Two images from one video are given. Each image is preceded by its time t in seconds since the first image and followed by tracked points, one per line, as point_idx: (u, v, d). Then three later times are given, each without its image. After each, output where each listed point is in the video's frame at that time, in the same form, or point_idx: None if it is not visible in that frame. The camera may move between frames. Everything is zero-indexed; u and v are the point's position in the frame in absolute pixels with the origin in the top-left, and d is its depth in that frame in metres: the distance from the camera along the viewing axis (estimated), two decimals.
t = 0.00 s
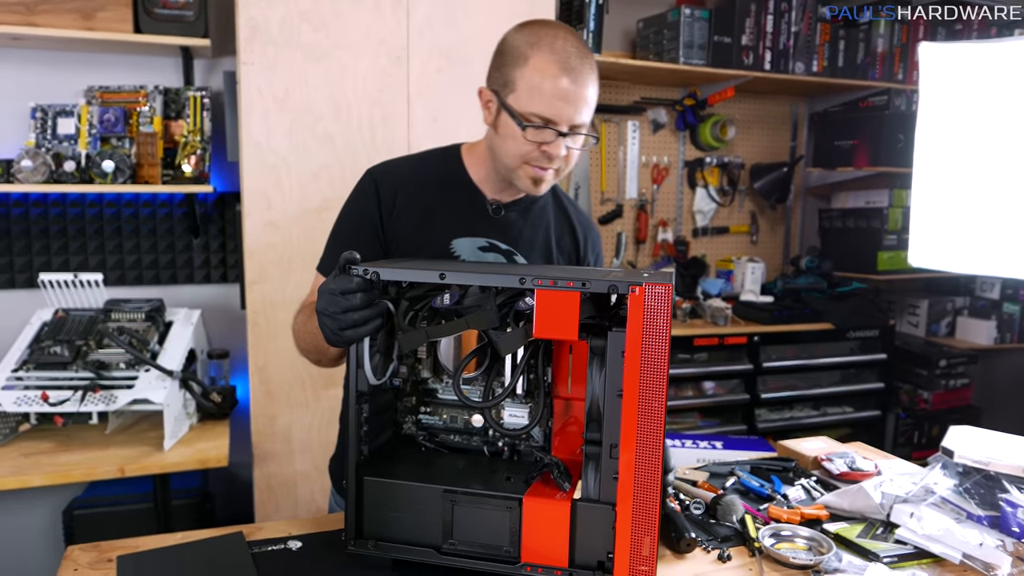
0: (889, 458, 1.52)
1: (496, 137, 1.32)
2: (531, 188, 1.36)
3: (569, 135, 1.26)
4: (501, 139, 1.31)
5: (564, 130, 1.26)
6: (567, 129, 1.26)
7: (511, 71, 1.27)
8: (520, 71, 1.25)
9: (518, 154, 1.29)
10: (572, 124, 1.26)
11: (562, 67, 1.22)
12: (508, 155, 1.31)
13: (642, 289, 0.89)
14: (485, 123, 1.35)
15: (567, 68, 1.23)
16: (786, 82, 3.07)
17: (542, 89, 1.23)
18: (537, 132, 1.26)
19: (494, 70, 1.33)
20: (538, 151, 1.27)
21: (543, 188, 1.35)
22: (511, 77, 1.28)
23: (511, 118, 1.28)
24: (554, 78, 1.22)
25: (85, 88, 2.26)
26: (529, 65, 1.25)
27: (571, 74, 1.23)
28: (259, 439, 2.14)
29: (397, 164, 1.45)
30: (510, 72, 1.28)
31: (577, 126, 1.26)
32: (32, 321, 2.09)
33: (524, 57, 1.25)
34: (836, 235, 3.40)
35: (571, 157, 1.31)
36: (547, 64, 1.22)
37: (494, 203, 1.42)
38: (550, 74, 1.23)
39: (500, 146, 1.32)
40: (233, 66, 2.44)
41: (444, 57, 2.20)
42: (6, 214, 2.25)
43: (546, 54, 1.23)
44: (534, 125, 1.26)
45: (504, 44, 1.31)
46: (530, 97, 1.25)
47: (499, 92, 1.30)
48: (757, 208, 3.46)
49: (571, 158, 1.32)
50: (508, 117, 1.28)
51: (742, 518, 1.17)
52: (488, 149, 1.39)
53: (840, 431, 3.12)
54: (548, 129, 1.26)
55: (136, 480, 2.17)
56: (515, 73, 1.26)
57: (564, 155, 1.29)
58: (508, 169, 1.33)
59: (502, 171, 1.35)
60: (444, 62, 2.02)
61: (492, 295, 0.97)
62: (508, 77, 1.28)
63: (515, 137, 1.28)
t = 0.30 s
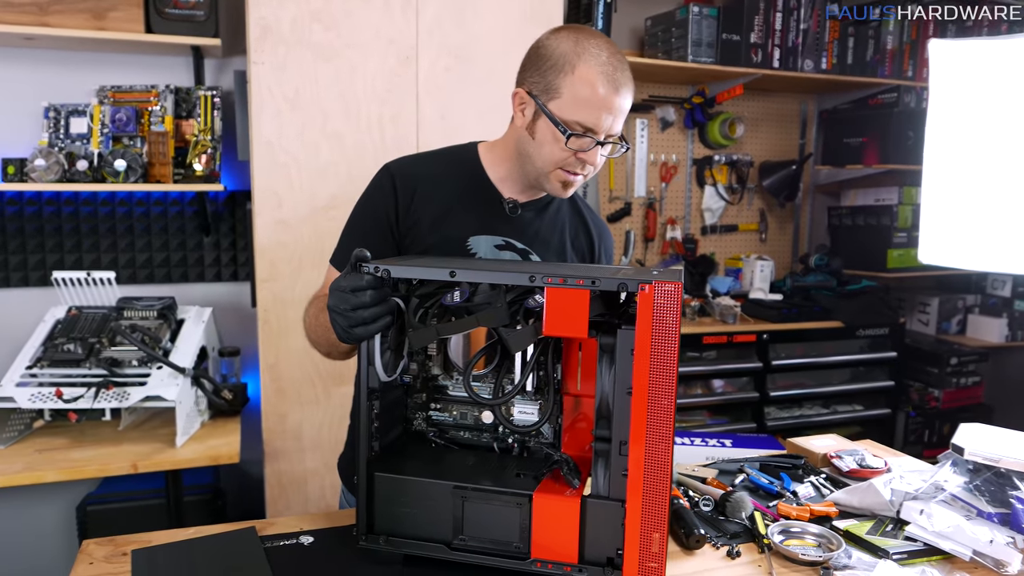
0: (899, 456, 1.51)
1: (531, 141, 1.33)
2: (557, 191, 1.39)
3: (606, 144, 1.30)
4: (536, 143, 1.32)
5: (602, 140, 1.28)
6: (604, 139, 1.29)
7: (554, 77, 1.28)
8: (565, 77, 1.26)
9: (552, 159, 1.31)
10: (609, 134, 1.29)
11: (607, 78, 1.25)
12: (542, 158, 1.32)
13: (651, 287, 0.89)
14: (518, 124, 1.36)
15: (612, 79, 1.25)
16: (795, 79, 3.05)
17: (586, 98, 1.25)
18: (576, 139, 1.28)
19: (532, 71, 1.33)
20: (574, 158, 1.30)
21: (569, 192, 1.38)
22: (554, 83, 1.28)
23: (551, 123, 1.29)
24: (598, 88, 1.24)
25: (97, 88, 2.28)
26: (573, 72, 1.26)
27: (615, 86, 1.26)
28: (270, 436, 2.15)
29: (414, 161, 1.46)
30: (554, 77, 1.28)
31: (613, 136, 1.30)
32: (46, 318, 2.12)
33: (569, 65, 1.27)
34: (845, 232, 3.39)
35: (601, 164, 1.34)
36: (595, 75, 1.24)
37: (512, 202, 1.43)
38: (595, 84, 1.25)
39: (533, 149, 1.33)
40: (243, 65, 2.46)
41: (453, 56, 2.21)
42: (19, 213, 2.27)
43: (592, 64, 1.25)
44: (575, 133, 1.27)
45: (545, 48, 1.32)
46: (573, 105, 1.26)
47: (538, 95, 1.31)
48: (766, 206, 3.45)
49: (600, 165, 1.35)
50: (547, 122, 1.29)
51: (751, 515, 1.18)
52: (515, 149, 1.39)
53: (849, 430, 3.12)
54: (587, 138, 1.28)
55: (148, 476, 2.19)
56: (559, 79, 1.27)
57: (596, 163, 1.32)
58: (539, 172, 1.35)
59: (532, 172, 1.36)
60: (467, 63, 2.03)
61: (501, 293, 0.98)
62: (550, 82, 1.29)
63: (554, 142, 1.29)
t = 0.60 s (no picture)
0: (903, 456, 1.51)
1: (535, 141, 1.33)
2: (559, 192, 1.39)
3: (608, 145, 1.30)
4: (540, 143, 1.32)
5: (605, 141, 1.29)
6: (607, 140, 1.29)
7: (559, 77, 1.28)
8: (570, 78, 1.26)
9: (556, 159, 1.31)
10: (612, 135, 1.29)
11: (612, 80, 1.24)
12: (545, 159, 1.33)
13: (657, 290, 0.89)
14: (523, 124, 1.36)
15: (616, 80, 1.25)
16: (800, 78, 3.05)
17: (591, 99, 1.24)
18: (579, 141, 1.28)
19: (537, 71, 1.33)
20: (577, 159, 1.30)
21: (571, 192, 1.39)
22: (559, 83, 1.28)
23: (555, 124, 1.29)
24: (603, 89, 1.24)
25: (105, 88, 2.29)
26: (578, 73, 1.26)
27: (619, 88, 1.25)
28: (275, 435, 2.16)
29: (419, 162, 1.47)
30: (559, 77, 1.28)
31: (616, 137, 1.30)
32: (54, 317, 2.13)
33: (574, 66, 1.26)
34: (851, 232, 3.38)
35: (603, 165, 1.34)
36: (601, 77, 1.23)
37: (517, 202, 1.43)
38: (600, 86, 1.24)
39: (537, 149, 1.34)
40: (250, 65, 2.47)
41: (458, 56, 2.21)
42: (28, 213, 2.29)
43: (597, 66, 1.25)
44: (579, 134, 1.27)
45: (550, 48, 1.31)
46: (577, 106, 1.26)
47: (542, 96, 1.31)
48: (771, 206, 3.44)
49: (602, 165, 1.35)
50: (552, 122, 1.29)
51: (755, 514, 1.18)
52: (519, 148, 1.40)
53: (855, 430, 3.11)
54: (590, 139, 1.28)
55: (154, 475, 2.20)
56: (564, 80, 1.27)
57: (599, 164, 1.32)
58: (542, 172, 1.35)
59: (535, 172, 1.37)
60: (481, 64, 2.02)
61: (507, 293, 0.99)
62: (554, 83, 1.29)
63: (557, 143, 1.30)
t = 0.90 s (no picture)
0: (904, 459, 1.51)
1: (513, 122, 1.31)
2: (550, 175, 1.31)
3: (583, 108, 1.25)
4: (518, 124, 1.30)
5: (578, 103, 1.24)
6: (581, 103, 1.25)
7: (523, 56, 1.28)
8: (532, 50, 1.26)
9: (534, 132, 1.27)
10: (586, 98, 1.24)
11: (572, 40, 1.23)
12: (525, 136, 1.28)
13: (657, 295, 0.89)
14: (504, 115, 1.35)
15: (577, 40, 1.23)
16: (801, 81, 3.05)
17: (552, 61, 1.23)
18: (551, 106, 1.25)
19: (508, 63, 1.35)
20: (554, 126, 1.25)
21: (562, 173, 1.31)
22: (524, 60, 1.29)
23: (526, 98, 1.28)
24: (563, 50, 1.23)
25: (108, 93, 2.30)
26: (539, 45, 1.26)
27: (582, 49, 1.23)
28: (277, 439, 2.17)
29: (418, 168, 1.46)
30: (523, 55, 1.29)
31: (591, 100, 1.25)
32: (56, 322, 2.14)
33: (533, 39, 1.27)
34: (852, 235, 3.38)
35: (589, 135, 1.27)
36: (559, 38, 1.23)
37: (516, 204, 1.42)
38: (560, 49, 1.23)
39: (516, 131, 1.31)
40: (252, 70, 2.48)
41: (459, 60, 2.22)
42: (31, 217, 2.30)
43: (555, 31, 1.24)
44: (547, 99, 1.24)
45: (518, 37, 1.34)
46: (541, 72, 1.25)
47: (513, 79, 1.31)
48: (772, 209, 3.44)
49: (590, 140, 1.28)
50: (522, 97, 1.28)
51: (756, 518, 1.17)
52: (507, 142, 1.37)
53: (857, 433, 3.10)
54: (561, 103, 1.24)
55: (156, 479, 2.21)
56: (527, 55, 1.27)
57: (580, 131, 1.26)
58: (525, 153, 1.30)
59: (519, 156, 1.32)
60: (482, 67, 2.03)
61: (508, 298, 0.99)
62: (521, 62, 1.30)
63: (531, 115, 1.27)
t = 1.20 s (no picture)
0: (907, 463, 1.51)
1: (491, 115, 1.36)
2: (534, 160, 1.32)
3: (551, 87, 1.30)
4: (494, 115, 1.34)
5: (546, 83, 1.29)
6: (549, 82, 1.30)
7: (491, 51, 1.36)
8: (497, 43, 1.34)
9: (510, 118, 1.30)
10: (553, 77, 1.30)
11: (531, 23, 1.30)
12: (502, 124, 1.32)
13: (659, 297, 0.89)
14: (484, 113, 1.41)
15: (538, 21, 1.30)
16: (803, 85, 3.06)
17: (514, 46, 1.30)
18: (519, 90, 1.31)
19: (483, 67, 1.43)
20: (526, 109, 1.29)
21: (546, 157, 1.31)
22: (491, 55, 1.37)
23: (498, 89, 1.34)
24: (523, 34, 1.30)
25: (112, 97, 2.32)
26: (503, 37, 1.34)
27: (544, 31, 1.30)
28: (280, 442, 2.17)
29: (413, 177, 1.48)
30: (491, 51, 1.37)
31: (558, 78, 1.30)
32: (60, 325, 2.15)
33: (498, 34, 1.35)
34: (855, 238, 3.37)
35: (564, 112, 1.30)
36: (519, 24, 1.30)
37: (510, 204, 1.43)
38: (521, 34, 1.30)
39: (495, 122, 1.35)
40: (255, 75, 2.49)
41: (462, 64, 2.22)
42: (35, 221, 2.31)
43: (515, 20, 1.32)
44: (515, 84, 1.31)
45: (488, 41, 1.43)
46: (507, 59, 1.31)
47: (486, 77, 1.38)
48: (775, 213, 3.44)
49: (568, 118, 1.30)
50: (494, 89, 1.34)
51: (758, 523, 1.17)
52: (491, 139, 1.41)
53: (860, 437, 3.10)
54: (529, 86, 1.30)
55: (159, 482, 2.21)
56: (494, 49, 1.35)
57: (553, 109, 1.29)
58: (505, 141, 1.33)
59: (501, 148, 1.35)
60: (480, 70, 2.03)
61: (510, 301, 0.98)
62: (490, 59, 1.37)
63: (503, 102, 1.32)
